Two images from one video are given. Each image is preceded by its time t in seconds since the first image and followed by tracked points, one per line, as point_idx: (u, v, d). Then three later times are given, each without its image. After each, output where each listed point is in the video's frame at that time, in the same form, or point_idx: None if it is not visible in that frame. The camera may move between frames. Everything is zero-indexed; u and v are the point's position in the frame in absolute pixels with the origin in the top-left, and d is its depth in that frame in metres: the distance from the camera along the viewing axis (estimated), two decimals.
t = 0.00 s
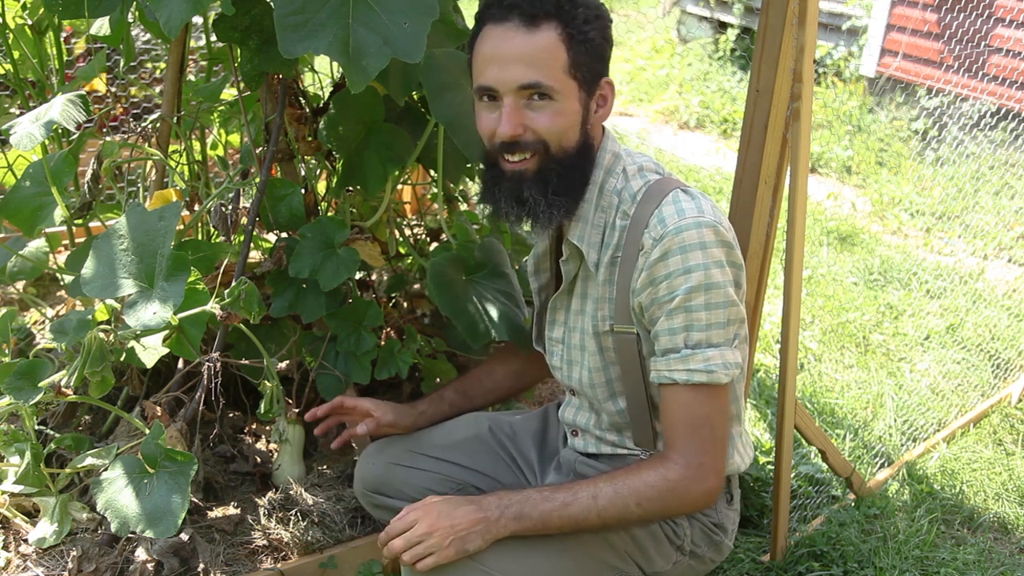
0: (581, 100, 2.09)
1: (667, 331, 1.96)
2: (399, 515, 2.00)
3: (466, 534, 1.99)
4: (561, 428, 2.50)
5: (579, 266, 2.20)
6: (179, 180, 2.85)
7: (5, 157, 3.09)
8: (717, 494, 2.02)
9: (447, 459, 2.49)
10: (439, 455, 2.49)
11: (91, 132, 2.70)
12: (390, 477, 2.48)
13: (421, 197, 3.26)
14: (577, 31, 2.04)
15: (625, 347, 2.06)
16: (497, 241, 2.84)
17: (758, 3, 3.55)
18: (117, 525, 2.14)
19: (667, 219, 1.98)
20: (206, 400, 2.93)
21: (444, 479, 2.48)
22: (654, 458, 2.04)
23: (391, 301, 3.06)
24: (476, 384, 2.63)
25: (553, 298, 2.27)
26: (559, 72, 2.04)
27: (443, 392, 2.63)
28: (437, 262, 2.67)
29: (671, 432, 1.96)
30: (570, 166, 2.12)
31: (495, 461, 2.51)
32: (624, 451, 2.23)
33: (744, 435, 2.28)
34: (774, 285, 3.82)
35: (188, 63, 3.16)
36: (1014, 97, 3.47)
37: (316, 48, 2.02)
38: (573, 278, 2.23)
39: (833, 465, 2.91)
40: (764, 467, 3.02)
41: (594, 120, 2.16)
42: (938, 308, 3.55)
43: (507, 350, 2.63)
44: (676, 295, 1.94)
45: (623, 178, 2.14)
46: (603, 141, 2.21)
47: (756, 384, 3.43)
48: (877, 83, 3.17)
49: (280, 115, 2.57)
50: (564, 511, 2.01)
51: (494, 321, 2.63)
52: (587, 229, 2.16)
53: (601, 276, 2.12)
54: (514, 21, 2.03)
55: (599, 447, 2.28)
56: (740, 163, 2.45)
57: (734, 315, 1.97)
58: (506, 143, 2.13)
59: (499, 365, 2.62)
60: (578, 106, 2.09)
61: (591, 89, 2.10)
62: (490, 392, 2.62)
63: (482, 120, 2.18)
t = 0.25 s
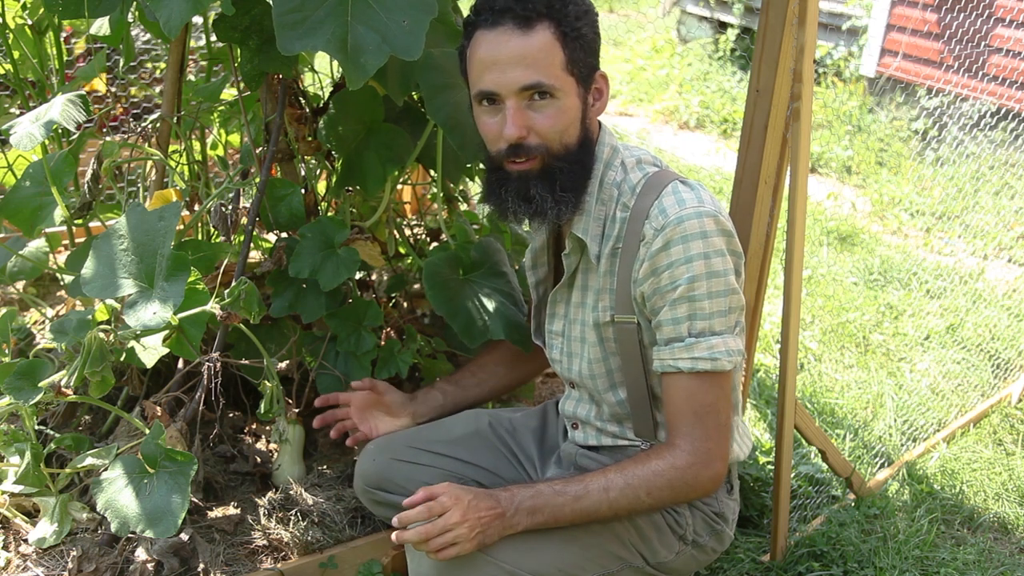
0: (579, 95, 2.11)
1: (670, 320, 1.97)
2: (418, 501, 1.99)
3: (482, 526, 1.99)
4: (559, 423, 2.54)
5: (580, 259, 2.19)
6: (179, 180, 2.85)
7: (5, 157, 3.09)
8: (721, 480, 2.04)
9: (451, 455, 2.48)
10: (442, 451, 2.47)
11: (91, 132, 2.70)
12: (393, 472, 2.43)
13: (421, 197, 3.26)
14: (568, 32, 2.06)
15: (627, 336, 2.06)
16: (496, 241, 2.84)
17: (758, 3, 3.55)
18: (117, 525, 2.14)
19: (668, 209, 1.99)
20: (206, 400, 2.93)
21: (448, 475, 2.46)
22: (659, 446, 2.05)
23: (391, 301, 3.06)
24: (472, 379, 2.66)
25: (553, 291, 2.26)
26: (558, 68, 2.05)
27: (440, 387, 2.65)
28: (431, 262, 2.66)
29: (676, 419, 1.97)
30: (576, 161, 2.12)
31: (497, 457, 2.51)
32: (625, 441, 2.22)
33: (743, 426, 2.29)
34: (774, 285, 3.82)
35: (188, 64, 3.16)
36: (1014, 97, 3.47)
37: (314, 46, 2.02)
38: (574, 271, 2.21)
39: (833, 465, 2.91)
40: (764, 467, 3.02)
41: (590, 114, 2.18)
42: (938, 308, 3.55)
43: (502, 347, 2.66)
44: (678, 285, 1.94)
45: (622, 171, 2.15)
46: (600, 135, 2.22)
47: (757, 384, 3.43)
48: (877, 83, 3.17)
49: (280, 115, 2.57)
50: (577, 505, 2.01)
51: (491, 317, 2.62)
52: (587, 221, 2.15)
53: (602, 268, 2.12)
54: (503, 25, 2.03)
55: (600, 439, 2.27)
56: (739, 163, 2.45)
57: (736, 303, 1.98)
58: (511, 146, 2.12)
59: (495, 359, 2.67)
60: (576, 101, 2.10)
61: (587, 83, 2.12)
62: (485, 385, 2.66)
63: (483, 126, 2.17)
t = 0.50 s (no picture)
0: (579, 91, 2.11)
1: (670, 317, 1.97)
2: (421, 505, 1.97)
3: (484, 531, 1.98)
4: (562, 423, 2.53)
5: (583, 258, 2.19)
6: (179, 180, 2.85)
7: (5, 157, 3.09)
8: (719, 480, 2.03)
9: (451, 456, 2.48)
10: (442, 452, 2.48)
11: (91, 132, 2.70)
12: (393, 473, 2.44)
13: (421, 197, 3.26)
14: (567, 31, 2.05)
15: (629, 334, 2.06)
16: (495, 244, 2.84)
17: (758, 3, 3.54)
18: (117, 525, 2.14)
19: (670, 206, 1.99)
20: (206, 400, 2.93)
21: (448, 476, 2.46)
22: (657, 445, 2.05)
23: (391, 301, 3.06)
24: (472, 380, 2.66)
25: (557, 290, 2.26)
26: (557, 65, 2.05)
27: (439, 388, 2.66)
28: (431, 263, 2.65)
29: (673, 416, 1.97)
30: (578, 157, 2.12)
31: (498, 458, 2.51)
32: (626, 442, 2.23)
33: (744, 428, 2.29)
34: (774, 285, 3.82)
35: (188, 64, 3.16)
36: (1014, 97, 3.47)
37: (310, 45, 2.03)
38: (577, 270, 2.21)
39: (833, 465, 2.91)
40: (764, 467, 3.02)
41: (593, 111, 2.17)
42: (938, 308, 3.55)
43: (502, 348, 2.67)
44: (679, 282, 1.95)
45: (626, 169, 2.15)
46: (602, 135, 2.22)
47: (756, 384, 3.43)
48: (877, 83, 3.17)
49: (280, 115, 2.57)
50: (574, 508, 2.01)
51: (490, 319, 2.61)
52: (590, 219, 2.16)
53: (604, 266, 2.12)
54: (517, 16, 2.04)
55: (601, 440, 2.28)
56: (739, 163, 2.45)
57: (737, 301, 1.97)
58: (515, 144, 2.12)
59: (495, 361, 2.67)
60: (577, 97, 2.10)
61: (588, 79, 2.12)
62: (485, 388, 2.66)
63: (485, 126, 2.17)
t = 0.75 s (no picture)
0: (563, 102, 2.06)
1: (669, 321, 1.97)
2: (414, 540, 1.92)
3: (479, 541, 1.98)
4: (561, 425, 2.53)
5: (585, 260, 2.18)
6: (179, 180, 2.85)
7: (5, 157, 3.09)
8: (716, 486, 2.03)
9: (450, 458, 2.48)
10: (441, 454, 2.48)
11: (91, 132, 2.70)
12: (394, 474, 2.43)
13: (421, 197, 3.25)
14: (549, 39, 2.01)
15: (629, 338, 2.06)
16: (495, 242, 2.83)
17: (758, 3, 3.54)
18: (117, 525, 2.14)
19: (672, 210, 1.99)
20: (206, 400, 2.93)
21: (447, 477, 2.46)
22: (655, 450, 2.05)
23: (391, 301, 3.06)
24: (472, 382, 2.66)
25: (558, 292, 2.25)
26: (532, 80, 2.02)
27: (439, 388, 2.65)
28: (432, 262, 2.66)
29: (671, 422, 1.97)
30: (558, 169, 2.11)
31: (497, 459, 2.51)
32: (625, 446, 2.23)
33: (744, 432, 2.29)
34: (774, 285, 3.82)
35: (188, 63, 3.16)
36: (1014, 97, 3.47)
37: (314, 47, 2.02)
38: (578, 272, 2.21)
39: (833, 465, 2.91)
40: (764, 467, 3.02)
41: (585, 118, 2.12)
42: (938, 308, 3.55)
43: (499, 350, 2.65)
44: (680, 286, 1.95)
45: (627, 172, 2.15)
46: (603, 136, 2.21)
47: (757, 384, 3.43)
48: (877, 83, 3.17)
49: (280, 115, 2.57)
50: (571, 518, 2.00)
51: (492, 318, 2.62)
52: (591, 223, 2.15)
53: (605, 269, 2.12)
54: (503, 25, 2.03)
55: (600, 443, 2.28)
56: (740, 163, 2.45)
57: (736, 306, 1.98)
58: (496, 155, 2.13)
59: (494, 363, 2.65)
60: (559, 110, 2.07)
61: (574, 89, 2.07)
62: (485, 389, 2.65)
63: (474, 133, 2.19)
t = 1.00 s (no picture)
0: (546, 112, 2.04)
1: (664, 328, 1.95)
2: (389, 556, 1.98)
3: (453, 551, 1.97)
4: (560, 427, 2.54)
5: (585, 266, 2.18)
6: (179, 180, 2.85)
7: (5, 157, 3.09)
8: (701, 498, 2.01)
9: (449, 461, 2.50)
10: (440, 457, 2.50)
11: (91, 132, 2.70)
12: (391, 477, 2.47)
13: (421, 197, 3.25)
14: (531, 49, 1.99)
15: (629, 344, 2.06)
16: (496, 242, 2.84)
17: (758, 2, 3.54)
18: (117, 525, 2.14)
19: (674, 217, 1.98)
20: (206, 400, 2.93)
21: (446, 481, 2.48)
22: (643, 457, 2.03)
23: (391, 301, 3.06)
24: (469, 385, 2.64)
25: (559, 297, 2.26)
26: (511, 89, 2.02)
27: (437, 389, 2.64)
28: (436, 261, 2.67)
29: (660, 429, 1.95)
30: (540, 177, 2.11)
31: (496, 462, 2.52)
32: (625, 451, 2.24)
33: (745, 438, 2.27)
34: (774, 285, 3.82)
35: (188, 64, 3.16)
36: (1014, 97, 3.47)
37: (315, 46, 2.02)
38: (579, 278, 2.21)
39: (833, 465, 2.91)
40: (764, 467, 3.01)
41: (574, 128, 2.09)
42: (938, 308, 3.55)
43: (502, 350, 2.65)
44: (677, 293, 1.93)
45: (629, 178, 2.13)
46: (605, 139, 2.19)
47: (756, 384, 3.43)
48: (877, 83, 3.18)
49: (280, 115, 2.57)
50: (552, 518, 1.98)
51: (494, 319, 2.60)
52: (592, 229, 2.14)
53: (606, 275, 2.12)
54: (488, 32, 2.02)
55: (601, 448, 2.28)
56: (739, 163, 2.45)
57: (734, 317, 1.96)
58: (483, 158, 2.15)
59: (492, 366, 2.64)
60: (542, 120, 2.05)
61: (559, 99, 2.03)
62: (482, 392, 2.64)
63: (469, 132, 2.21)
